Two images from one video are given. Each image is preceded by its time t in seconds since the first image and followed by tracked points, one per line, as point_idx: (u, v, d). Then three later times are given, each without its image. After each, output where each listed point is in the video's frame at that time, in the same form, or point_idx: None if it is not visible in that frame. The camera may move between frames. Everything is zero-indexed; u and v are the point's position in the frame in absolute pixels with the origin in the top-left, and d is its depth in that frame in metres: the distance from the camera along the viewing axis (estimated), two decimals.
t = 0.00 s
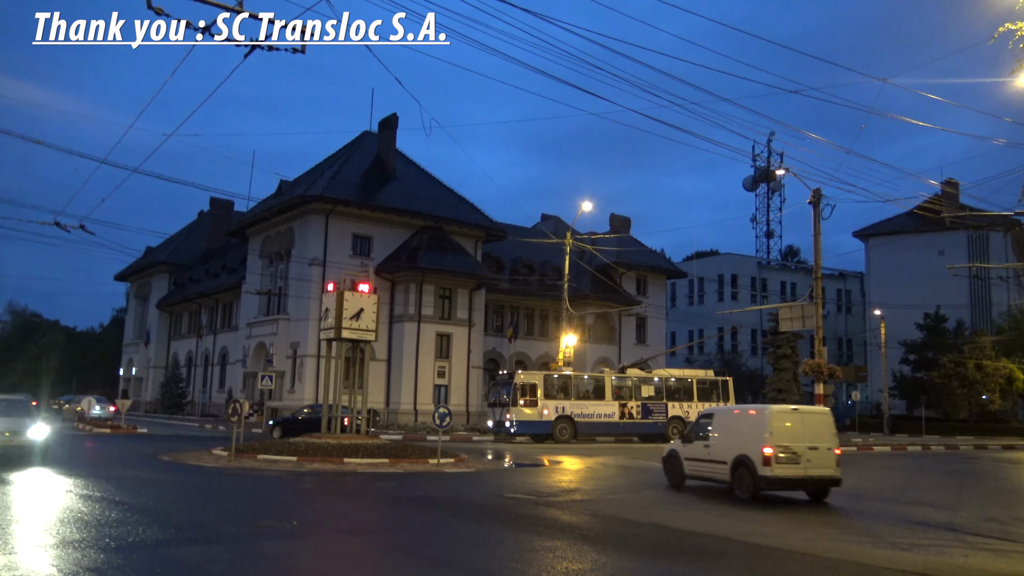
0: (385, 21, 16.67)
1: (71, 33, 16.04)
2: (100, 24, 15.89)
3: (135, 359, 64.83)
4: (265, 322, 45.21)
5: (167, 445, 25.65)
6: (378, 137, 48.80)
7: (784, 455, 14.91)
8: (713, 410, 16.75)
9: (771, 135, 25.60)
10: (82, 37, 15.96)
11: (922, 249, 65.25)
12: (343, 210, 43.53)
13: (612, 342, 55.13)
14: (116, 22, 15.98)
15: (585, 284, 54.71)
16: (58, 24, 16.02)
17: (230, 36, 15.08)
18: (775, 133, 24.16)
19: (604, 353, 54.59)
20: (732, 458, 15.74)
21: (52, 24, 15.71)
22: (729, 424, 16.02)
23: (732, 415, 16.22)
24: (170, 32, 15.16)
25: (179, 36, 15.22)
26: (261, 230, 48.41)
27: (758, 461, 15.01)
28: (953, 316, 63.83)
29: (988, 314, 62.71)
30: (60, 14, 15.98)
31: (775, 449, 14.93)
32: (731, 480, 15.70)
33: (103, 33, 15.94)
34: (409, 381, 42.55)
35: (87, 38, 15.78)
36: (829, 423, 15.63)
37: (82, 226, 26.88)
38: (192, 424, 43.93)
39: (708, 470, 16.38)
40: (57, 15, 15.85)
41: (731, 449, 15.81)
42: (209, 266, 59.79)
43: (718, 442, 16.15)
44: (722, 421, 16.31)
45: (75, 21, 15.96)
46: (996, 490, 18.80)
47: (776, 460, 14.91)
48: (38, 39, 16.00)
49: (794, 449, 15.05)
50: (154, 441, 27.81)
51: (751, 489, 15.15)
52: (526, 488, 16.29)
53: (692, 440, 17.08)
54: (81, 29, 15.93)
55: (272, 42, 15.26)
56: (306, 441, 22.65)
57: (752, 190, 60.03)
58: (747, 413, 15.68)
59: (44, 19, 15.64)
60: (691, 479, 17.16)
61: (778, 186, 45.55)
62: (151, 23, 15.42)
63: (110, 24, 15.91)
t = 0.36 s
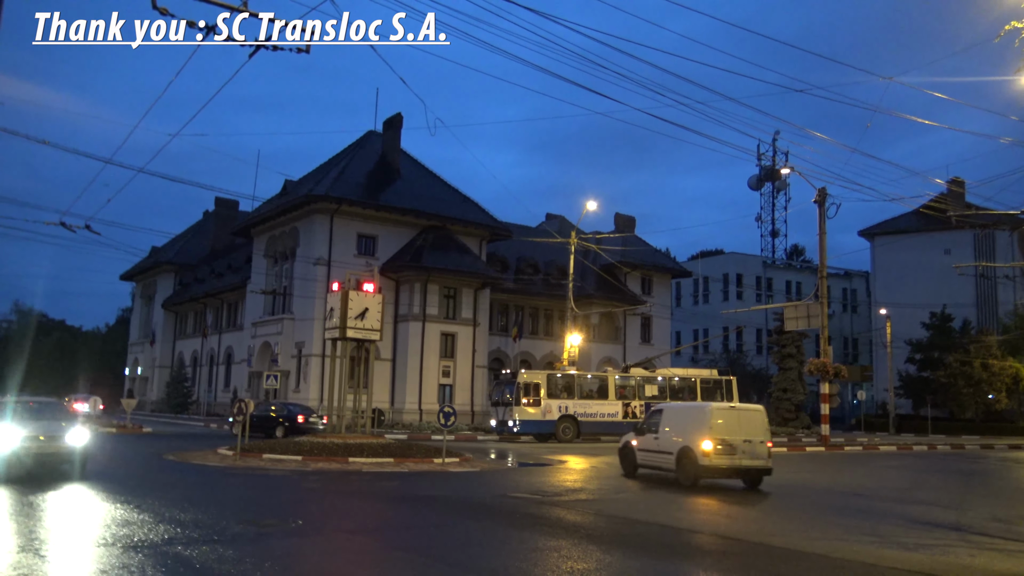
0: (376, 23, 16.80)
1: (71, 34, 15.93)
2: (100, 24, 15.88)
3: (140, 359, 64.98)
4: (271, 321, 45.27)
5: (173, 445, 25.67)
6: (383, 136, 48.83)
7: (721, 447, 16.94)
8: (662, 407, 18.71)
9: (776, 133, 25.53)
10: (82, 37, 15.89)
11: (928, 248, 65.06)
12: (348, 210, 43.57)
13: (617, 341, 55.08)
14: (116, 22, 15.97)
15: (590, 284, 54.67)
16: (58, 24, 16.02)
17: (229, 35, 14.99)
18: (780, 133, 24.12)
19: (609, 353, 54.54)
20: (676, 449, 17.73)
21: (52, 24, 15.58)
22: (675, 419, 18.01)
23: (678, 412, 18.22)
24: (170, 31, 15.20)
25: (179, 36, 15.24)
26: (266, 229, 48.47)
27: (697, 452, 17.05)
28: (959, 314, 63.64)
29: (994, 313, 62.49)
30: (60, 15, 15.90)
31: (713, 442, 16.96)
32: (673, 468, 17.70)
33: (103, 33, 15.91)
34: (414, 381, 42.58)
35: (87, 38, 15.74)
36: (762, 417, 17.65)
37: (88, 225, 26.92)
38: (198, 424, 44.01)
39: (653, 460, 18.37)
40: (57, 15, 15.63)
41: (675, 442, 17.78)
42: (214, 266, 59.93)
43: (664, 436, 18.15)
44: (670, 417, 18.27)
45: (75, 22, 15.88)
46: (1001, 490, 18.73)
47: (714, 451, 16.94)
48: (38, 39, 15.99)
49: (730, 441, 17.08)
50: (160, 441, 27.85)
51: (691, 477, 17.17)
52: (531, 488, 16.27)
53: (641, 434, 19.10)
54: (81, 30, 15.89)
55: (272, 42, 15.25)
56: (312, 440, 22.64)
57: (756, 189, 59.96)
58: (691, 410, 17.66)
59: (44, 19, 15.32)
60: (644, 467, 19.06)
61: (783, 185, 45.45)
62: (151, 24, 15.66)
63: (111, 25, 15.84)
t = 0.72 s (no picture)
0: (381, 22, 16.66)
1: (71, 33, 15.81)
2: (100, 24, 15.77)
3: (147, 359, 65.22)
4: (276, 321, 45.38)
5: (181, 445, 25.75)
6: (388, 137, 48.86)
7: (671, 438, 18.88)
8: (620, 404, 20.70)
9: (781, 133, 25.49)
10: (82, 37, 15.75)
11: (935, 247, 64.87)
12: (353, 210, 43.65)
13: (622, 341, 55.05)
14: (117, 22, 15.78)
15: (596, 283, 54.68)
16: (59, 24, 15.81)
17: (229, 34, 14.91)
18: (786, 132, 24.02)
19: (615, 352, 54.49)
20: (632, 442, 19.71)
21: (52, 23, 15.30)
22: (631, 415, 20.00)
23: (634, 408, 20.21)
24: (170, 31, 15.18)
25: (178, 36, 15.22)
26: (272, 230, 48.57)
27: (651, 443, 19.02)
28: (966, 313, 63.46)
29: (1001, 312, 62.28)
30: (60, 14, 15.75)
31: (664, 434, 18.91)
32: (630, 459, 19.68)
33: (103, 33, 15.77)
34: (420, 381, 42.64)
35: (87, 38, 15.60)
36: (707, 412, 19.60)
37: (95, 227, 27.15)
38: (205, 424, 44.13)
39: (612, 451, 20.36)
40: (55, 15, 15.38)
41: (631, 434, 19.76)
42: (220, 266, 60.11)
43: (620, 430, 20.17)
44: (627, 412, 20.25)
45: (74, 21, 15.73)
46: (1009, 489, 18.66)
47: (665, 442, 18.88)
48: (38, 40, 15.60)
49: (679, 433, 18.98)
50: (167, 441, 27.92)
51: (644, 466, 19.15)
52: (538, 487, 16.27)
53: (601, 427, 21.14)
54: (81, 29, 15.72)
55: (272, 42, 15.20)
56: (318, 440, 22.70)
57: (762, 189, 59.89)
58: (645, 406, 19.60)
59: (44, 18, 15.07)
60: (605, 459, 21.05)
61: (789, 184, 45.36)
62: (152, 24, 15.66)
63: (110, 24, 15.77)
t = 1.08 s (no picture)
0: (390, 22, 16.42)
1: (71, 33, 15.14)
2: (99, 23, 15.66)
3: (154, 358, 65.41)
4: (283, 321, 45.44)
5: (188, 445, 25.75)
6: (395, 137, 48.90)
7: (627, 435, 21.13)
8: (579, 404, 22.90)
9: (789, 134, 25.41)
10: (83, 38, 15.17)
11: (942, 248, 64.64)
12: (360, 210, 43.68)
13: (629, 341, 55.00)
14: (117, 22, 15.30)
15: (602, 284, 54.68)
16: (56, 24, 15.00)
17: (229, 33, 14.96)
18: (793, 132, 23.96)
19: (621, 353, 54.44)
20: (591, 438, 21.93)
21: (52, 24, 14.69)
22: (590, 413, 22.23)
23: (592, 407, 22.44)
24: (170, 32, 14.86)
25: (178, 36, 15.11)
26: (279, 230, 48.66)
27: (609, 439, 21.23)
28: (974, 315, 63.22)
29: (1010, 314, 62.01)
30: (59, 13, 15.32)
31: (621, 431, 21.15)
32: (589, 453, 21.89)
33: (104, 33, 15.13)
34: (426, 381, 42.66)
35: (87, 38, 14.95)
36: (660, 409, 21.94)
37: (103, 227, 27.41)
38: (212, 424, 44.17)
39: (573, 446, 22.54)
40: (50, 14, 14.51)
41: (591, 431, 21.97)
42: (226, 266, 60.25)
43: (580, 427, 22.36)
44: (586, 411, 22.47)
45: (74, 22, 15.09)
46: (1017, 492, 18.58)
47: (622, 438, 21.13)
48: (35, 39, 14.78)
49: (635, 430, 21.24)
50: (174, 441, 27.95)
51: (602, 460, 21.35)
52: (543, 488, 16.26)
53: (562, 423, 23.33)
54: (81, 29, 15.14)
55: (272, 42, 15.22)
56: (325, 440, 22.75)
57: (768, 189, 59.78)
58: (603, 404, 21.80)
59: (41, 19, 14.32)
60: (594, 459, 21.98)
61: (796, 185, 45.26)
62: (152, 24, 15.44)
63: (110, 24, 15.34)
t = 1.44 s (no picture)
0: (396, 18, 16.25)
1: (69, 33, 14.13)
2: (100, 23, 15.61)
3: (160, 359, 65.55)
4: (289, 322, 45.53)
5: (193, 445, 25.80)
6: (400, 138, 48.94)
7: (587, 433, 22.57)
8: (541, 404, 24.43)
9: (793, 135, 25.39)
10: (81, 39, 14.13)
11: (949, 250, 64.45)
12: (365, 211, 43.75)
13: (634, 342, 54.97)
14: (117, 22, 14.51)
15: (608, 285, 54.67)
16: (56, 24, 13.97)
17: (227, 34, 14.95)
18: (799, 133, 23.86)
19: (626, 354, 54.40)
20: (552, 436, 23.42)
21: (50, 24, 13.64)
22: (551, 413, 23.72)
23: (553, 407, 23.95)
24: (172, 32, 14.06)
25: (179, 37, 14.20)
26: (284, 231, 48.75)
27: (569, 437, 22.69)
28: (980, 317, 63.07)
29: (1017, 315, 61.82)
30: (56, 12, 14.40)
31: (580, 429, 22.59)
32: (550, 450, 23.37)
33: (105, 34, 14.10)
34: (431, 382, 42.71)
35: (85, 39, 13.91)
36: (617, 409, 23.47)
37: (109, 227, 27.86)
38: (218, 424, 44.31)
39: (534, 444, 24.09)
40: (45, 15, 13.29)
41: (551, 430, 23.47)
42: (232, 267, 60.39)
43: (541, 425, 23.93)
44: (547, 410, 23.99)
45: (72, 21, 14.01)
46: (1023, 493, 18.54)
47: (581, 436, 22.58)
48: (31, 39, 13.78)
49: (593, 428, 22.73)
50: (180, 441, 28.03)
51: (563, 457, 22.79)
52: (548, 489, 16.27)
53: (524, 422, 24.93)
54: (80, 29, 14.06)
55: (271, 41, 15.20)
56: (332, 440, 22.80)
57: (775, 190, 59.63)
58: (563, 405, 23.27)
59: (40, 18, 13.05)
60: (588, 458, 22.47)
61: (801, 186, 45.20)
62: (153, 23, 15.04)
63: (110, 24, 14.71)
